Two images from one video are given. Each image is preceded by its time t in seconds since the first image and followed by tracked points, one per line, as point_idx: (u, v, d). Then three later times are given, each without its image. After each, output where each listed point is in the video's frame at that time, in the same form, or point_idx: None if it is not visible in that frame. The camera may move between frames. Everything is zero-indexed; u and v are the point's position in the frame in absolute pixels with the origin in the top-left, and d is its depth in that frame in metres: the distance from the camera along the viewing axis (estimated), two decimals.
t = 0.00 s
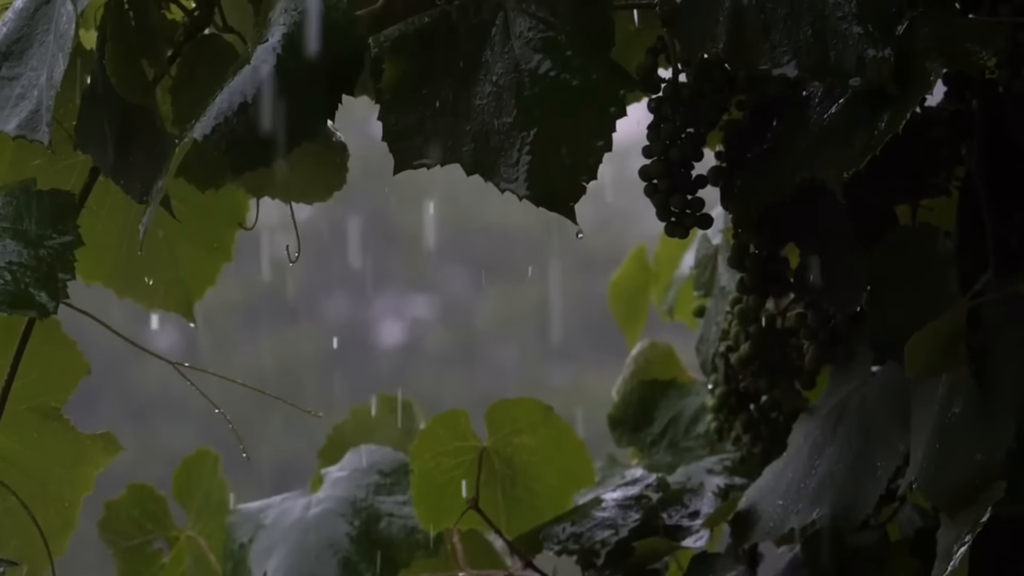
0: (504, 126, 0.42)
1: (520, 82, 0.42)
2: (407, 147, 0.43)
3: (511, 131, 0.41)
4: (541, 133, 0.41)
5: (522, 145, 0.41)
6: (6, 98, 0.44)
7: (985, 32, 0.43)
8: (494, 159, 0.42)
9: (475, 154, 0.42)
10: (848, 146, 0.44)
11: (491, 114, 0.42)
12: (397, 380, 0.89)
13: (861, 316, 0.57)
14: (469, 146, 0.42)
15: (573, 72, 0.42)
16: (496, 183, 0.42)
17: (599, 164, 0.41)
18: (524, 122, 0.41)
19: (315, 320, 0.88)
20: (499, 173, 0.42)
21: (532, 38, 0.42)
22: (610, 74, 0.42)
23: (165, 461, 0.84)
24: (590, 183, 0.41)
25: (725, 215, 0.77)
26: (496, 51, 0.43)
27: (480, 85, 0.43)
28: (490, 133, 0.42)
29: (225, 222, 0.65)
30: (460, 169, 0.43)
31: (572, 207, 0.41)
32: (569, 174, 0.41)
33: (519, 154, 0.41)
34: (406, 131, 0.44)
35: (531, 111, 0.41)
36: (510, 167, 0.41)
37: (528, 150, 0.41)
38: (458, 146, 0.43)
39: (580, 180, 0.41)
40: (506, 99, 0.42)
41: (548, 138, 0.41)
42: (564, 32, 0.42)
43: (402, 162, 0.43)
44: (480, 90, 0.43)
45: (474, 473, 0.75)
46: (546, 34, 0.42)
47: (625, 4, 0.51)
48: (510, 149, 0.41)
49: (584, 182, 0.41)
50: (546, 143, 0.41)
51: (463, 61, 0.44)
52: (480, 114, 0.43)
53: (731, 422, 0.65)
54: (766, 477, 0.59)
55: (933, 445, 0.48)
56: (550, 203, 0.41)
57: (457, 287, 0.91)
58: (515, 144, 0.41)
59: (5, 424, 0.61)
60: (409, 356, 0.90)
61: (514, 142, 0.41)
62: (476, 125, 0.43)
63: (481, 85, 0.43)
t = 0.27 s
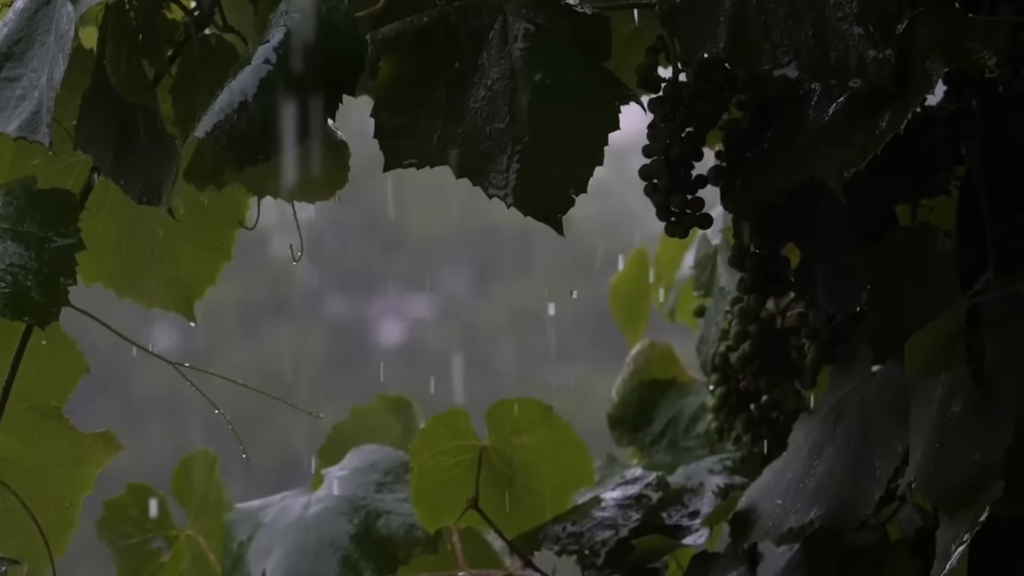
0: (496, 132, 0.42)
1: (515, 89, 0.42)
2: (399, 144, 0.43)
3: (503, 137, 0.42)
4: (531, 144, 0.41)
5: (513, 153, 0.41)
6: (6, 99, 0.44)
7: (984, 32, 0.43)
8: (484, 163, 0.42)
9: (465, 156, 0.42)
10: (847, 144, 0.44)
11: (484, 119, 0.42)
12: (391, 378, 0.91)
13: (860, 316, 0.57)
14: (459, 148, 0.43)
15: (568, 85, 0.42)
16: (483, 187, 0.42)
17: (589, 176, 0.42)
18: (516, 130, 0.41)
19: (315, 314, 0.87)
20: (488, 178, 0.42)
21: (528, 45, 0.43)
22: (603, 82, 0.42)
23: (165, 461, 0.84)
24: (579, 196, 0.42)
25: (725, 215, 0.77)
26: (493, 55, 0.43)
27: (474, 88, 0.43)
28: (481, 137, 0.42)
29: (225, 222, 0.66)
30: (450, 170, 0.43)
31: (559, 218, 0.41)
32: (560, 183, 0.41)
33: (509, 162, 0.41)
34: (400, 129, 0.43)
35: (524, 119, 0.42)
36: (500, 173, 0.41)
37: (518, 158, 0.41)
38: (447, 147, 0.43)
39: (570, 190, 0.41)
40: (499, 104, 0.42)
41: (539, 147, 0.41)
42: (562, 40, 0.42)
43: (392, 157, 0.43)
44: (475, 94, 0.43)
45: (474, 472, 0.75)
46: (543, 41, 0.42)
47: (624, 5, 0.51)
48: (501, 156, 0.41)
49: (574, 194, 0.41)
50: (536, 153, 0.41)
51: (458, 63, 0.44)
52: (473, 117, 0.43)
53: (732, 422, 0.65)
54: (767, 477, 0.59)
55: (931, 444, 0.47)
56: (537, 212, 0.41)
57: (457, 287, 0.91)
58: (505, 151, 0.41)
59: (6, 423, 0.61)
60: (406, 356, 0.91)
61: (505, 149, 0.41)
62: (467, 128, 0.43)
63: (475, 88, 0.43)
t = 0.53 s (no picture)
0: (493, 133, 0.42)
1: (514, 89, 0.42)
2: (398, 144, 0.44)
3: (501, 138, 0.41)
4: (529, 146, 0.41)
5: (510, 154, 0.41)
6: (8, 100, 0.44)
7: (983, 33, 0.43)
8: (481, 164, 0.42)
9: (463, 157, 0.42)
10: (849, 146, 0.44)
11: (482, 120, 0.42)
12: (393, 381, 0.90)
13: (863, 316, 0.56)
14: (456, 148, 0.42)
15: (568, 86, 0.42)
16: (481, 189, 0.42)
17: (587, 178, 0.41)
18: (515, 131, 0.41)
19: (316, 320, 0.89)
20: (485, 179, 0.41)
21: (527, 46, 0.43)
22: (603, 86, 0.42)
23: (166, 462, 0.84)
24: (576, 198, 0.41)
25: (725, 215, 0.77)
26: (492, 55, 0.43)
27: (473, 89, 0.43)
28: (478, 138, 0.42)
29: (225, 223, 0.65)
30: (446, 170, 0.43)
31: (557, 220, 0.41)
32: (557, 185, 0.41)
33: (506, 163, 0.41)
34: (398, 128, 0.44)
35: (523, 120, 0.41)
36: (497, 175, 0.41)
37: (515, 159, 0.41)
38: (445, 147, 0.43)
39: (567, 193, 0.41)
40: (497, 105, 0.42)
41: (537, 149, 0.41)
42: (561, 40, 0.43)
43: (389, 158, 0.44)
44: (473, 94, 0.43)
45: (473, 471, 0.75)
46: (543, 41, 0.43)
47: (625, 5, 0.51)
48: (498, 157, 0.41)
49: (570, 196, 0.41)
50: (534, 154, 0.41)
51: (458, 63, 0.44)
52: (471, 117, 0.42)
53: (731, 422, 0.65)
54: (766, 476, 0.59)
55: (932, 445, 0.47)
56: (533, 215, 0.41)
57: (457, 288, 0.91)
58: (503, 152, 0.41)
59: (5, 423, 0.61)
60: (407, 357, 0.91)
61: (503, 150, 0.41)
62: (465, 128, 0.42)
63: (475, 88, 0.43)
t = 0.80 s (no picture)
0: (501, 130, 0.42)
1: (520, 87, 0.42)
2: (404, 145, 0.43)
3: (509, 135, 0.41)
4: (537, 142, 0.41)
5: (519, 151, 0.41)
6: (11, 101, 0.44)
7: (982, 34, 0.43)
8: (490, 161, 0.42)
9: (471, 155, 0.42)
10: (851, 148, 0.44)
11: (488, 118, 0.42)
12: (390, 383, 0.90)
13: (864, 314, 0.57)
14: (464, 147, 0.42)
15: (573, 82, 0.42)
16: (490, 186, 0.42)
17: (596, 173, 0.41)
18: (522, 128, 0.41)
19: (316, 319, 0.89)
20: (494, 177, 0.42)
21: (531, 43, 0.43)
22: (610, 83, 0.42)
23: (165, 462, 0.84)
24: (585, 193, 0.42)
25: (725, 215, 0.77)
26: (497, 53, 0.43)
27: (478, 87, 0.43)
28: (486, 136, 0.42)
29: (223, 223, 0.65)
30: (455, 169, 0.43)
31: (566, 215, 0.41)
32: (565, 180, 0.41)
33: (515, 159, 0.41)
34: (404, 130, 0.43)
35: (529, 117, 0.41)
36: (506, 172, 0.41)
37: (524, 156, 0.41)
38: (453, 146, 0.42)
39: (575, 189, 0.41)
40: (504, 103, 0.42)
41: (545, 145, 0.41)
42: (564, 36, 0.43)
43: (397, 160, 0.43)
44: (479, 93, 0.43)
45: (473, 473, 0.75)
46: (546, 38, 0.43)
47: (626, 5, 0.51)
48: (507, 154, 0.41)
49: (579, 191, 0.41)
50: (543, 150, 0.41)
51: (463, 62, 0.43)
52: (478, 115, 0.42)
53: (731, 422, 0.65)
54: (764, 478, 0.59)
55: (933, 446, 0.47)
56: (544, 211, 0.41)
57: (457, 288, 0.91)
58: (511, 149, 0.41)
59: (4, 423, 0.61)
60: (404, 356, 0.91)
61: (511, 147, 0.41)
62: (472, 126, 0.42)
63: (480, 87, 0.43)
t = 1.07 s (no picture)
0: (509, 129, 0.41)
1: (526, 85, 0.42)
2: (415, 148, 0.44)
3: (517, 133, 0.41)
4: (545, 139, 0.41)
5: (528, 149, 0.41)
6: (11, 100, 0.44)
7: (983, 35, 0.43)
8: (499, 161, 0.41)
9: (480, 155, 0.42)
10: (852, 151, 0.44)
11: (496, 116, 0.42)
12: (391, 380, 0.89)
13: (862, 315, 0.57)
14: (473, 148, 0.42)
15: (580, 78, 0.42)
16: (500, 185, 0.41)
17: (605, 168, 0.41)
18: (530, 125, 0.41)
19: (316, 318, 0.88)
20: (504, 175, 0.41)
21: (536, 41, 0.42)
22: (617, 76, 0.42)
23: (164, 462, 0.84)
24: (596, 188, 0.41)
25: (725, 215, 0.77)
26: (503, 52, 0.43)
27: (485, 87, 0.43)
28: (495, 135, 0.42)
29: (222, 220, 0.64)
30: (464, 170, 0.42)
31: (577, 212, 0.40)
32: (575, 176, 0.40)
33: (524, 157, 0.41)
34: (414, 132, 0.44)
35: (537, 114, 0.41)
36: (516, 170, 0.41)
37: (533, 153, 0.41)
38: (462, 147, 0.43)
39: (586, 183, 0.41)
40: (511, 101, 0.42)
41: (553, 143, 0.41)
42: (568, 33, 0.43)
43: (408, 162, 0.44)
44: (487, 93, 0.43)
45: (472, 472, 0.75)
46: (551, 36, 0.42)
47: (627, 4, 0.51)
48: (516, 152, 0.41)
49: (590, 186, 0.41)
50: (552, 147, 0.41)
51: (468, 62, 0.44)
52: (485, 115, 0.42)
53: (730, 422, 0.64)
54: (761, 481, 0.59)
55: (935, 446, 0.47)
56: (555, 208, 0.40)
57: (456, 287, 0.91)
58: (520, 146, 0.41)
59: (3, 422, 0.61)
60: (403, 357, 0.90)
61: (520, 145, 0.41)
62: (480, 126, 0.42)
63: (487, 87, 0.43)
